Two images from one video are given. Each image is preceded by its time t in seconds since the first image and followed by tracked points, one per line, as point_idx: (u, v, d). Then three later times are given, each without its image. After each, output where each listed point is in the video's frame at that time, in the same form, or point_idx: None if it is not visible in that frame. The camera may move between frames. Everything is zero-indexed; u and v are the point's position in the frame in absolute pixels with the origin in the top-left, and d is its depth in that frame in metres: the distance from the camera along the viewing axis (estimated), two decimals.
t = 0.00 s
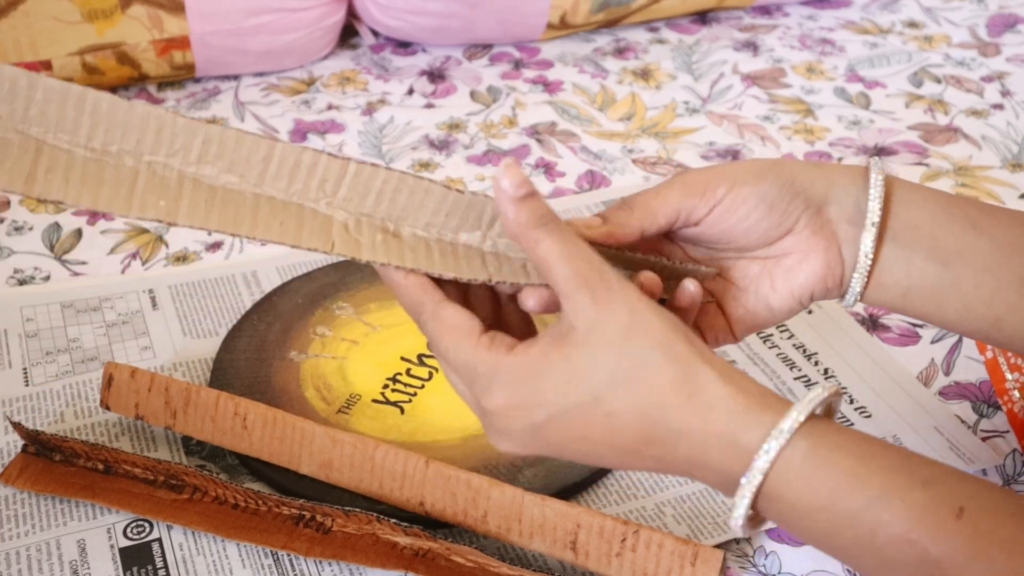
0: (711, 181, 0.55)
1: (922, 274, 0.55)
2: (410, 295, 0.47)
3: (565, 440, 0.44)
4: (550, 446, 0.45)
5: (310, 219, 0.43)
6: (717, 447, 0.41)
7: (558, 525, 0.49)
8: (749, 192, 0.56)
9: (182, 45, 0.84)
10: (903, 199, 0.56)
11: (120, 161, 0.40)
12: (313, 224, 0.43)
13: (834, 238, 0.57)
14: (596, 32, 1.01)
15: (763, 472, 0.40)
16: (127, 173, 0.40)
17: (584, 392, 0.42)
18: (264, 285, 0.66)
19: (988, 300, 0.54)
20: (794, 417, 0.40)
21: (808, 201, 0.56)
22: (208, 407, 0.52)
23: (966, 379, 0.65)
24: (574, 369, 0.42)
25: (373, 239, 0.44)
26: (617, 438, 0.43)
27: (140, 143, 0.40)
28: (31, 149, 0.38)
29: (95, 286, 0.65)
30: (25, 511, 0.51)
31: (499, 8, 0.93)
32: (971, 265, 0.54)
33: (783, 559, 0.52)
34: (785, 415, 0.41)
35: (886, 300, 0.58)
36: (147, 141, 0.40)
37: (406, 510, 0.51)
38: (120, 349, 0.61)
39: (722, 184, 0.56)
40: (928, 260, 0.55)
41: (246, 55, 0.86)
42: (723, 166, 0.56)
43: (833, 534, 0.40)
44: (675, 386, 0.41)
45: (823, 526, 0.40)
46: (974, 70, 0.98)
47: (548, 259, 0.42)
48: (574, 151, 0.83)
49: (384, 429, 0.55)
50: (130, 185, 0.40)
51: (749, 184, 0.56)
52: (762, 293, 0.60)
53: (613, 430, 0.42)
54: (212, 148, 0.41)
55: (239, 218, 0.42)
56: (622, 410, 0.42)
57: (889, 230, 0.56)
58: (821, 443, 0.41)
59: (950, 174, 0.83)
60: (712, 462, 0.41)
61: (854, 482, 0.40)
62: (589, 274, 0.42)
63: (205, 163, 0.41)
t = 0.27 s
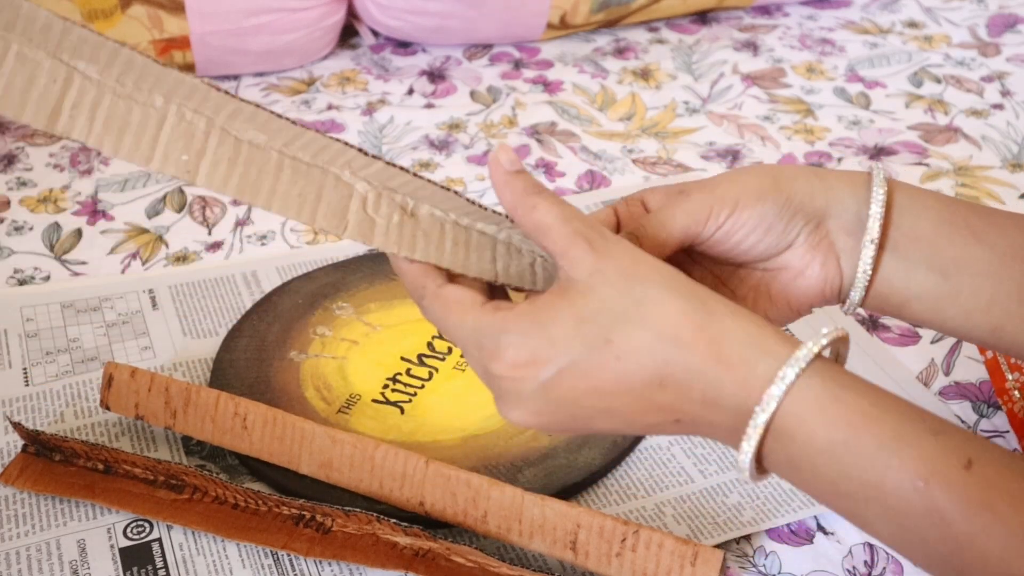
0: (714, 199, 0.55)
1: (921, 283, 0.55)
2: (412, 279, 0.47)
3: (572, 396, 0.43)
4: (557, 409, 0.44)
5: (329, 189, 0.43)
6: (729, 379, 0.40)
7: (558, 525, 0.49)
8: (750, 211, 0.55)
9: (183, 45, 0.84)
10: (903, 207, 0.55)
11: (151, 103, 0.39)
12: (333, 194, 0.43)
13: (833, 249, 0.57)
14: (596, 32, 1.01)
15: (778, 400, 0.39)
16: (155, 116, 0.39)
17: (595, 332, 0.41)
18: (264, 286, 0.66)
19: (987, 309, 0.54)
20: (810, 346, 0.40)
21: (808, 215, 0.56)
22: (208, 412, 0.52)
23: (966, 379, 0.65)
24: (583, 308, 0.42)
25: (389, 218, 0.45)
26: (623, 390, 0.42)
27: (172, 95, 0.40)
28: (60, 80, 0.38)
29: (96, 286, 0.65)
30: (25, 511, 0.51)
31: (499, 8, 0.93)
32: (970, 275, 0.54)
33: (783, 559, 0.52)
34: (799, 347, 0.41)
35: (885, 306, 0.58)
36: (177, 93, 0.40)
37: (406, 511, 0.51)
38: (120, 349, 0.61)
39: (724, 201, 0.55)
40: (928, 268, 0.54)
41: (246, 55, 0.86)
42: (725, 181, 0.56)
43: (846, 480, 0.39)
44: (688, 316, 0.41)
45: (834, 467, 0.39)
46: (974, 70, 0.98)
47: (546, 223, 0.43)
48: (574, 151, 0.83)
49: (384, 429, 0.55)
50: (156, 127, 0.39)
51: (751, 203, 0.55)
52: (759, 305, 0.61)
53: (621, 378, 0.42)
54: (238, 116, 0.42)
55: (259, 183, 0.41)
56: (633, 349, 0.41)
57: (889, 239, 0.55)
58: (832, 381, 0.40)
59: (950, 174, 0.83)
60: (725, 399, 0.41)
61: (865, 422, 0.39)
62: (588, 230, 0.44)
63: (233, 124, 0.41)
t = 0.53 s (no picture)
0: (714, 203, 0.55)
1: (920, 287, 0.55)
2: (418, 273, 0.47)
3: (561, 406, 0.43)
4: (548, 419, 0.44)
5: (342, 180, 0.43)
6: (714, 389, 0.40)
7: (559, 525, 0.49)
8: (749, 216, 0.55)
9: (183, 45, 0.84)
10: (903, 211, 0.55)
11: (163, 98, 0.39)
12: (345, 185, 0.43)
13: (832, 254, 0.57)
14: (596, 32, 1.01)
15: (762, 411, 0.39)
16: (167, 109, 0.39)
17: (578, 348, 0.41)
18: (264, 286, 0.66)
19: (986, 314, 0.54)
20: (793, 354, 0.40)
21: (807, 220, 0.56)
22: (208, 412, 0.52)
23: (966, 379, 0.65)
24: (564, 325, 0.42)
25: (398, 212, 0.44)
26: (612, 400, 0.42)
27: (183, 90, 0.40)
28: (72, 75, 0.37)
29: (96, 286, 0.65)
30: (25, 511, 0.51)
31: (499, 8, 0.93)
32: (969, 278, 0.54)
33: (783, 559, 0.52)
34: (782, 353, 0.40)
35: (883, 310, 0.58)
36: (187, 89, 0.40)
37: (406, 511, 0.51)
38: (120, 349, 0.61)
39: (725, 205, 0.55)
40: (928, 272, 0.54)
41: (246, 55, 0.86)
42: (726, 185, 0.56)
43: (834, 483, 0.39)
44: (667, 329, 0.41)
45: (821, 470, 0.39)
46: (974, 70, 0.98)
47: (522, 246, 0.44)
48: (574, 151, 0.83)
49: (384, 429, 0.55)
50: (168, 121, 0.39)
51: (750, 208, 0.55)
52: (757, 309, 0.61)
53: (609, 389, 0.42)
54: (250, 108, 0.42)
55: (269, 177, 0.41)
56: (617, 364, 0.41)
57: (889, 244, 0.55)
58: (818, 382, 0.40)
59: (950, 174, 0.83)
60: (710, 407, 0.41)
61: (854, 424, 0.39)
62: (563, 248, 0.43)
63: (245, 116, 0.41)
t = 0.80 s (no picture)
0: (712, 204, 0.55)
1: (920, 289, 0.55)
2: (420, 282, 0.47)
3: (550, 422, 0.43)
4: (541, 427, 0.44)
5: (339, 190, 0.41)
6: (697, 412, 0.41)
7: (559, 525, 0.49)
8: (748, 218, 0.55)
9: (183, 45, 0.84)
10: (903, 213, 0.55)
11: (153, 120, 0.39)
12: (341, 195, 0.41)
13: (831, 254, 0.57)
14: (596, 32, 1.01)
15: (743, 434, 0.40)
16: (158, 129, 0.39)
17: (560, 373, 0.41)
18: (264, 286, 0.66)
19: (986, 315, 0.54)
20: (777, 376, 0.40)
21: (806, 222, 0.56)
22: (208, 411, 0.52)
23: (966, 379, 0.65)
24: (547, 351, 0.42)
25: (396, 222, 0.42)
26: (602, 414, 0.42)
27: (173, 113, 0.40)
28: (63, 96, 0.37)
29: (96, 286, 0.65)
30: (25, 511, 0.51)
31: (499, 8, 0.93)
32: (969, 280, 0.54)
33: (783, 559, 0.52)
34: (765, 375, 0.40)
35: (884, 313, 0.58)
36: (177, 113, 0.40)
37: (406, 511, 0.51)
38: (120, 349, 0.61)
39: (723, 206, 0.55)
40: (927, 274, 0.54)
41: (246, 55, 0.86)
42: (724, 186, 0.56)
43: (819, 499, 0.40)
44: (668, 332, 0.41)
45: (804, 488, 0.40)
46: (974, 70, 0.98)
47: (507, 268, 0.43)
48: (574, 151, 0.83)
49: (384, 429, 0.55)
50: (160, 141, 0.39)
51: (750, 210, 0.55)
52: (757, 310, 0.61)
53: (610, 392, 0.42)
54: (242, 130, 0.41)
55: (266, 190, 0.40)
56: (601, 389, 0.41)
57: (888, 244, 0.55)
58: (803, 402, 0.40)
59: (950, 174, 0.83)
60: (695, 426, 0.41)
61: (839, 443, 0.39)
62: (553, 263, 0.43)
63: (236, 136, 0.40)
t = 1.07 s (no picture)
0: (717, 201, 0.55)
1: (922, 288, 0.55)
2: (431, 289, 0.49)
3: (550, 434, 0.45)
4: (539, 434, 0.45)
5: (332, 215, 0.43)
6: (689, 430, 0.41)
7: (559, 525, 0.49)
8: (753, 215, 0.55)
9: (182, 45, 0.84)
10: (907, 211, 0.55)
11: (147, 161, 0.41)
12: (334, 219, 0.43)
13: (835, 253, 0.57)
14: (596, 32, 1.01)
15: (732, 455, 0.40)
16: (150, 171, 0.41)
17: (547, 395, 0.43)
18: (264, 285, 0.66)
19: (987, 314, 0.54)
20: (765, 397, 0.40)
21: (810, 219, 0.56)
22: (209, 411, 0.52)
23: (966, 379, 0.65)
24: (534, 373, 0.43)
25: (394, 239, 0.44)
26: (597, 420, 0.43)
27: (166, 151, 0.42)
28: (57, 144, 0.40)
29: (96, 286, 0.65)
30: (25, 511, 0.51)
31: (500, 8, 0.93)
32: (970, 279, 0.54)
33: (784, 559, 0.52)
34: (754, 395, 0.40)
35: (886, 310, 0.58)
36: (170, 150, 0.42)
37: (406, 511, 0.51)
38: (120, 349, 0.61)
39: (729, 203, 0.55)
40: (930, 272, 0.54)
41: (246, 55, 0.86)
42: (729, 183, 0.56)
43: (814, 515, 0.40)
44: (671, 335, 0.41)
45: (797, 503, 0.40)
46: (974, 70, 0.98)
47: (496, 287, 0.45)
48: (574, 151, 0.83)
49: (384, 429, 0.55)
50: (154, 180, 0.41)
51: (752, 208, 0.55)
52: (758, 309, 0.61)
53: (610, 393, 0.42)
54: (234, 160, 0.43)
55: (265, 216, 0.42)
56: (589, 409, 0.43)
57: (892, 243, 0.55)
58: (795, 419, 0.40)
59: (950, 174, 0.83)
60: (690, 442, 0.41)
61: (829, 459, 0.39)
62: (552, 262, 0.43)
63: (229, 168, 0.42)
